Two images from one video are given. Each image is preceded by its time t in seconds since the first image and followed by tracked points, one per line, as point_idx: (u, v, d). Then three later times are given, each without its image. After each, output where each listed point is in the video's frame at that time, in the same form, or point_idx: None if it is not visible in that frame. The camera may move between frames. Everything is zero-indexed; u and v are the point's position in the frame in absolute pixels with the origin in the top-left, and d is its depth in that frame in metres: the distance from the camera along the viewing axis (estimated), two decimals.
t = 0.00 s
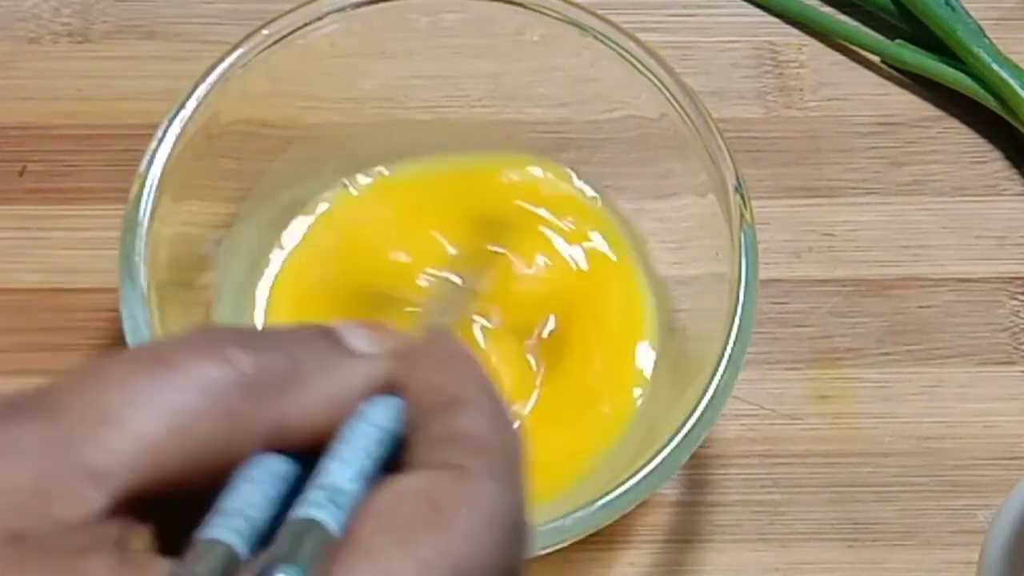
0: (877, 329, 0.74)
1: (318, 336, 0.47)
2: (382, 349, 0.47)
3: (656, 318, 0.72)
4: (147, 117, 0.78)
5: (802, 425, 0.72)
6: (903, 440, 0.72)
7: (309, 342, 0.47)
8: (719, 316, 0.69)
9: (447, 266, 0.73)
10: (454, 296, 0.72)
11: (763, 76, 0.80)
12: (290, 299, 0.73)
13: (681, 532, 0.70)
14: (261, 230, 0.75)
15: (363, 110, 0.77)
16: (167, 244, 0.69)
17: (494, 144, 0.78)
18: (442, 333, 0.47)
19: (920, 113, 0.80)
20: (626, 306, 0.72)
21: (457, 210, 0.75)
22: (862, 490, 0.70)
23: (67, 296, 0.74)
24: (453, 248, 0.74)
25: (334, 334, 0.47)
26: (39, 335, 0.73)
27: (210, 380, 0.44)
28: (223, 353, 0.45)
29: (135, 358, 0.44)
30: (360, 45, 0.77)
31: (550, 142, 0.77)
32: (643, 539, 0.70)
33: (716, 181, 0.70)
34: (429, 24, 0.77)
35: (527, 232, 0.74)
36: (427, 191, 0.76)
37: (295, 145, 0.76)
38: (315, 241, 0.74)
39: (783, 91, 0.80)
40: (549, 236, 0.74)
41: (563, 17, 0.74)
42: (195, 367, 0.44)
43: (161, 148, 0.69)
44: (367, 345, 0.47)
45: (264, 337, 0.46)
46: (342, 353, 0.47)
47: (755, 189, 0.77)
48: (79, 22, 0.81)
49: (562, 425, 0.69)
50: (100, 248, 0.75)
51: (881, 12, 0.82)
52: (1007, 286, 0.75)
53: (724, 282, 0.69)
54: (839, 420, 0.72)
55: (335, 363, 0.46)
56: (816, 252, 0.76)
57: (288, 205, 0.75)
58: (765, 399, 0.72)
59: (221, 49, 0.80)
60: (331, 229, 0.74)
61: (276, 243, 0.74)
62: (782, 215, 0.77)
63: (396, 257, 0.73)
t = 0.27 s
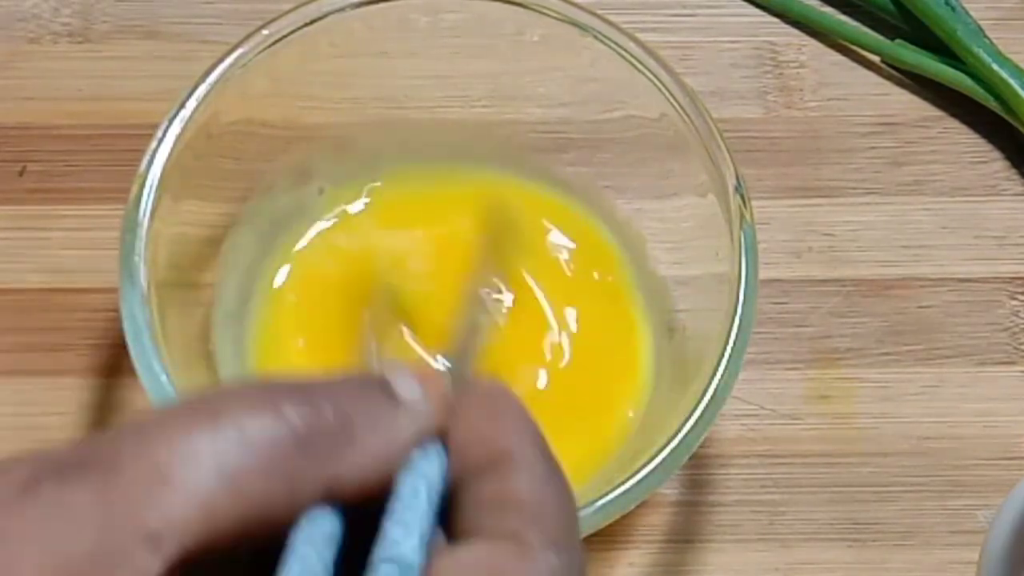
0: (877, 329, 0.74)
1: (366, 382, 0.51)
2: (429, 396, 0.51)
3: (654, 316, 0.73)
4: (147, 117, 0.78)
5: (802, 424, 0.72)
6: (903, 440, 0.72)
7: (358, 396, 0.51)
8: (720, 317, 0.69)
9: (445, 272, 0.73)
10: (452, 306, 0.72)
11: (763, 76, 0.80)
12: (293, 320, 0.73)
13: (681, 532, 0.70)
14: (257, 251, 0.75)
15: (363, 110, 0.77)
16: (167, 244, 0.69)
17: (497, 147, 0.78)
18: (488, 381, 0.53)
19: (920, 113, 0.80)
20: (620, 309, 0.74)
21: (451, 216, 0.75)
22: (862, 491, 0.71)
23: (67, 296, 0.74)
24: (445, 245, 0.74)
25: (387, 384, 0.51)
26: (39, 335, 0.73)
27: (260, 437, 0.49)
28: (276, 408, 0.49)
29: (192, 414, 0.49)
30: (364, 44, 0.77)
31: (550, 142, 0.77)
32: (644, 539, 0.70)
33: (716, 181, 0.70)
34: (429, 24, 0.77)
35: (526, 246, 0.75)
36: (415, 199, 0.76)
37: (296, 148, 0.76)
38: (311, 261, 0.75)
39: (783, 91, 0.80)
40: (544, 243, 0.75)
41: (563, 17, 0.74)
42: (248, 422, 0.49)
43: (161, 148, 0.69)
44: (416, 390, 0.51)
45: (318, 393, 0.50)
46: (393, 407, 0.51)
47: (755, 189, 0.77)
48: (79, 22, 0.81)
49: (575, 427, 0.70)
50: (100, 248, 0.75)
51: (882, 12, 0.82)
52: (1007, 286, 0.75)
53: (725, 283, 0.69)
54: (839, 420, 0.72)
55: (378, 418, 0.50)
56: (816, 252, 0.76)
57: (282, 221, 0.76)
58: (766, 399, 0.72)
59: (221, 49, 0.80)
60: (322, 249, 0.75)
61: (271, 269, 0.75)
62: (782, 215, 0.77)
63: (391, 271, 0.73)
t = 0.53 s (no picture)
0: (877, 329, 0.74)
1: (330, 514, 0.52)
2: (388, 531, 0.53)
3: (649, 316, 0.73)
4: (147, 118, 0.78)
5: (802, 425, 0.72)
6: (903, 440, 0.72)
7: (311, 526, 0.51)
8: (719, 317, 0.69)
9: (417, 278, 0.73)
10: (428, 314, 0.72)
11: (763, 76, 0.80)
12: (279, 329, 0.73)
13: (681, 532, 0.70)
14: (246, 257, 0.75)
15: (363, 110, 0.78)
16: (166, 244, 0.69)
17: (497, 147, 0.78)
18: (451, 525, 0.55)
19: (920, 113, 0.80)
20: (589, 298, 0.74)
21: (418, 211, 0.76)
22: (862, 491, 0.71)
23: (67, 296, 0.74)
24: (422, 243, 0.74)
25: (344, 517, 0.52)
26: (40, 335, 0.73)
27: (204, 567, 0.47)
28: (222, 538, 0.48)
29: (132, 546, 0.47)
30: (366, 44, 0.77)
31: (550, 141, 0.78)
32: (643, 539, 0.70)
33: (716, 181, 0.70)
34: (428, 24, 0.76)
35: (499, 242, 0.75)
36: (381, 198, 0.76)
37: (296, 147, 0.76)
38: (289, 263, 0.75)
39: (783, 91, 0.80)
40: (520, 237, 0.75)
41: (563, 16, 0.74)
42: (192, 554, 0.47)
43: (161, 148, 0.69)
44: (373, 522, 0.53)
45: (263, 519, 0.50)
46: (348, 542, 0.52)
47: (755, 189, 0.77)
48: (78, 22, 0.81)
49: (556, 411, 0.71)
50: (100, 248, 0.75)
51: (881, 12, 0.81)
52: (1007, 286, 0.75)
53: (725, 282, 0.69)
54: (839, 420, 0.72)
55: (336, 548, 0.51)
56: (816, 252, 0.76)
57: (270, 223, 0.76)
58: (765, 399, 0.72)
59: (221, 49, 0.80)
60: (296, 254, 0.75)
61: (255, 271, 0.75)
62: (782, 215, 0.77)
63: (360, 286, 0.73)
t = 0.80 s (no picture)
0: (877, 329, 0.74)
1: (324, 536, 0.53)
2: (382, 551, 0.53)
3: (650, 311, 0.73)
4: (147, 117, 0.78)
5: (802, 425, 0.72)
6: (903, 440, 0.72)
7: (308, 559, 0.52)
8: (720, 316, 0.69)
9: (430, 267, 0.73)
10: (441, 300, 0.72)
11: (763, 76, 0.80)
12: (280, 307, 0.72)
13: (681, 532, 0.70)
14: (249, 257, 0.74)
15: (363, 109, 0.78)
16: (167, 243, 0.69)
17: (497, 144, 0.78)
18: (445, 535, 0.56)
19: (920, 113, 0.80)
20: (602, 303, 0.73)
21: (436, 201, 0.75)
22: (862, 490, 0.71)
23: (67, 296, 0.74)
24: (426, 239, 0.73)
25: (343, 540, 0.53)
26: (40, 335, 0.73)
27: None
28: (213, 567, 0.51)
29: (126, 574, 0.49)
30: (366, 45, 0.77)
31: (550, 141, 0.78)
32: (643, 539, 0.70)
33: (716, 181, 0.70)
34: (429, 24, 0.77)
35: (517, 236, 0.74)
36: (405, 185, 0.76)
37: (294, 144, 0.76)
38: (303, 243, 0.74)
39: (783, 91, 0.80)
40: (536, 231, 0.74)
41: (563, 16, 0.74)
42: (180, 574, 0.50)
43: (161, 148, 0.69)
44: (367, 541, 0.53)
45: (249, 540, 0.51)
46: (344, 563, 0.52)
47: (755, 189, 0.77)
48: (79, 22, 0.81)
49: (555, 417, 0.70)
50: (100, 248, 0.75)
51: (881, 12, 0.81)
52: (1007, 286, 0.75)
53: (725, 282, 0.69)
54: (839, 420, 0.72)
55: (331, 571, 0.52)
56: (816, 252, 0.76)
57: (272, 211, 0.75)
58: (765, 399, 0.72)
59: (221, 49, 0.80)
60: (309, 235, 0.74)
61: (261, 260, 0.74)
62: (782, 216, 0.77)
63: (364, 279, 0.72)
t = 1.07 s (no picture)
0: (877, 329, 0.74)
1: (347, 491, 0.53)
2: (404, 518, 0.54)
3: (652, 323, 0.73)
4: (147, 117, 0.78)
5: (802, 425, 0.72)
6: (903, 440, 0.72)
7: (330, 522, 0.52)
8: (719, 316, 0.69)
9: (429, 270, 0.73)
10: (440, 305, 0.72)
11: (763, 76, 0.80)
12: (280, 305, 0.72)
13: (681, 532, 0.70)
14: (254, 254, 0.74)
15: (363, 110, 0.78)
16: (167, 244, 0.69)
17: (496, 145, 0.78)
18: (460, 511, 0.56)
19: (920, 113, 0.80)
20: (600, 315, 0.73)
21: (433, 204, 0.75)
22: (862, 491, 0.71)
23: (67, 296, 0.74)
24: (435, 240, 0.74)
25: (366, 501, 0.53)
26: (40, 335, 0.73)
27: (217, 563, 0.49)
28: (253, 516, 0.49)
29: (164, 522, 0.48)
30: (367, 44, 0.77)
31: (550, 141, 0.78)
32: (643, 539, 0.70)
33: (716, 181, 0.70)
34: (429, 24, 0.77)
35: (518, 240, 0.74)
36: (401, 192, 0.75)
37: (294, 144, 0.76)
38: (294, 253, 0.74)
39: (783, 91, 0.80)
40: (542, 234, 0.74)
41: (563, 16, 0.74)
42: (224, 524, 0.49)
43: (161, 148, 0.69)
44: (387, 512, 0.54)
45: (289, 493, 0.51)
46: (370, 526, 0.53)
47: (755, 189, 0.77)
48: (79, 22, 0.81)
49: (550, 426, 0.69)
50: (100, 248, 0.75)
51: (882, 12, 0.81)
52: (1007, 286, 0.75)
53: (725, 282, 0.69)
54: (839, 420, 0.72)
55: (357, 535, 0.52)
56: (816, 252, 0.76)
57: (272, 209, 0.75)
58: (765, 399, 0.72)
59: (221, 49, 0.80)
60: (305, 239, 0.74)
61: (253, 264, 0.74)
62: (782, 215, 0.77)
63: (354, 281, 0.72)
